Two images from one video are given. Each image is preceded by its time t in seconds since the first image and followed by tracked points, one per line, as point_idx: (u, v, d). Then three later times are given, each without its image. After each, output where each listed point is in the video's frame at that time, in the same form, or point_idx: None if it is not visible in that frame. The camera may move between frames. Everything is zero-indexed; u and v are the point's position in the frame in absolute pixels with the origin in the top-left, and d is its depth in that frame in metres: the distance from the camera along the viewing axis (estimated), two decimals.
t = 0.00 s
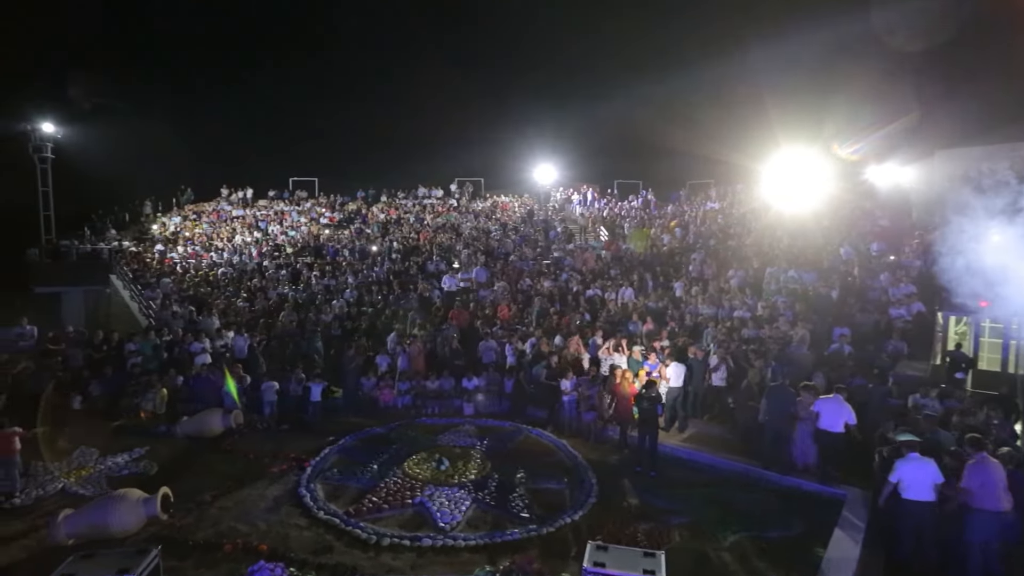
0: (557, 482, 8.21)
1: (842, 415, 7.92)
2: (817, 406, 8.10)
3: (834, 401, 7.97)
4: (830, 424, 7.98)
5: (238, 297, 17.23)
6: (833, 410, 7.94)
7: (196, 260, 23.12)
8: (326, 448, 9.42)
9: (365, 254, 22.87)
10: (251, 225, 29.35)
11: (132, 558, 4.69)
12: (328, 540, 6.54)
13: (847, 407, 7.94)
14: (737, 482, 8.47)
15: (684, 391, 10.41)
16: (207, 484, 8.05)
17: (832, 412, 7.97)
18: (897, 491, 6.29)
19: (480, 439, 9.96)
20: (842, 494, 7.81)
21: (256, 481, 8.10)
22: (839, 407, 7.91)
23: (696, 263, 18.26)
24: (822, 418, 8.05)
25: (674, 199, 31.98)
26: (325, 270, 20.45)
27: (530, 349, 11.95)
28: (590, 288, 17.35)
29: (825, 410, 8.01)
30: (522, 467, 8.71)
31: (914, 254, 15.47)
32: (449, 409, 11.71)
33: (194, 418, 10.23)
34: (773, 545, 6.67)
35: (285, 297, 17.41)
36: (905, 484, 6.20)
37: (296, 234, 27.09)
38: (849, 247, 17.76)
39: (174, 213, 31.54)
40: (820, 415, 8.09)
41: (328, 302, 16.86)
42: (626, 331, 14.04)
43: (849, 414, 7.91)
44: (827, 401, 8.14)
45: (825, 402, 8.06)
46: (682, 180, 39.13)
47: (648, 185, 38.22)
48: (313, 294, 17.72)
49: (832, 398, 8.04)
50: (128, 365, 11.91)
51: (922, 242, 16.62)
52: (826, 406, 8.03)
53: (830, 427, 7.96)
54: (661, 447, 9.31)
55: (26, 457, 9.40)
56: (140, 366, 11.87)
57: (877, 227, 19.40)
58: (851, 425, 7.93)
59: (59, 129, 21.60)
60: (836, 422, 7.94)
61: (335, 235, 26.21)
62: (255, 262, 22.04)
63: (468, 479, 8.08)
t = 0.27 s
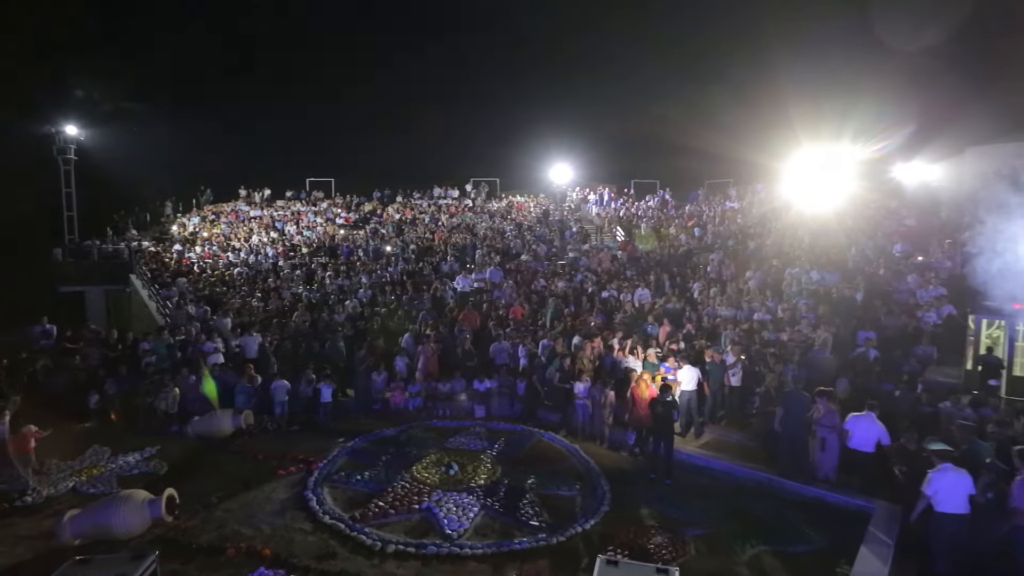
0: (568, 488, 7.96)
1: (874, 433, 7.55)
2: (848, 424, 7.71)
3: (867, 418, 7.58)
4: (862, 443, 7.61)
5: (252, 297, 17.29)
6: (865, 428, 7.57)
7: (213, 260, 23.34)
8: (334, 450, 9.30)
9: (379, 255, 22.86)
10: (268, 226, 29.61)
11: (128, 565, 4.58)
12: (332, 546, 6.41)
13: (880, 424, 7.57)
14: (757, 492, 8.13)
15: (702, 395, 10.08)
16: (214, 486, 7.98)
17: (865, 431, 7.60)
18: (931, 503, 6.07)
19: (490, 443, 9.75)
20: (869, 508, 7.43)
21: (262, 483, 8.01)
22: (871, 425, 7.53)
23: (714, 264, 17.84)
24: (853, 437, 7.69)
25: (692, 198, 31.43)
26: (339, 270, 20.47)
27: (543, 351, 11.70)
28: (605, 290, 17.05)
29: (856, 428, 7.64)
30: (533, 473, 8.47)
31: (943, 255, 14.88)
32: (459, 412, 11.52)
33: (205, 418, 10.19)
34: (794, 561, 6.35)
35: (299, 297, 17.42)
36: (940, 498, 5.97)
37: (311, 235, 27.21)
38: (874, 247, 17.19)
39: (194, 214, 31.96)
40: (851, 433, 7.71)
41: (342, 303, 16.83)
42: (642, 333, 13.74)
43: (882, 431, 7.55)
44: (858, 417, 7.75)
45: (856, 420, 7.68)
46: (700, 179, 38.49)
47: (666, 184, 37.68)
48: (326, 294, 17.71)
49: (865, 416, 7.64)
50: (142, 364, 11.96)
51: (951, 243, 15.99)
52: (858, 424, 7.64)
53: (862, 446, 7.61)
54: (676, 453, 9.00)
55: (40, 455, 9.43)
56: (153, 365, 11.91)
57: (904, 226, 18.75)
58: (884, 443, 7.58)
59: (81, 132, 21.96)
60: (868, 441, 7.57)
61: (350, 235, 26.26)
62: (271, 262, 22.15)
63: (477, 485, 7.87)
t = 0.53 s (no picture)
0: (574, 494, 7.76)
1: (892, 440, 7.32)
2: (866, 426, 7.49)
3: (887, 425, 7.34)
4: (877, 447, 7.40)
5: (258, 297, 17.26)
6: (883, 433, 7.34)
7: (221, 260, 23.39)
8: (337, 452, 9.18)
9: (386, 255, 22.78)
10: (277, 226, 29.69)
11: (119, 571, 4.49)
12: (330, 552, 6.30)
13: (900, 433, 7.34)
14: (768, 499, 7.89)
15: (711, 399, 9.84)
16: (215, 488, 7.90)
17: (883, 436, 7.37)
18: (956, 511, 6.01)
19: (494, 446, 9.57)
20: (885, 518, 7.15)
21: (263, 485, 7.91)
22: (890, 431, 7.30)
23: (725, 264, 17.54)
24: (868, 439, 7.48)
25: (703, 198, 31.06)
26: (346, 270, 20.41)
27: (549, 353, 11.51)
28: (613, 290, 16.82)
29: (873, 432, 7.42)
30: (538, 478, 8.28)
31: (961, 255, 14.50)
32: (464, 414, 11.37)
33: (207, 419, 10.12)
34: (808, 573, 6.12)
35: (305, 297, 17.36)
36: (967, 506, 5.92)
37: (319, 235, 27.22)
38: (889, 247, 16.82)
39: (204, 214, 32.13)
40: (868, 436, 7.49)
41: (347, 303, 16.74)
42: (650, 335, 13.50)
43: (900, 441, 7.32)
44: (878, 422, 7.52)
45: (876, 423, 7.45)
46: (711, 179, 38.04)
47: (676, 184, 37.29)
48: (332, 295, 17.63)
49: (887, 422, 7.41)
50: (146, 364, 11.94)
51: (969, 242, 15.60)
52: (877, 428, 7.42)
53: (876, 451, 7.39)
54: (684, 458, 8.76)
55: (42, 455, 9.39)
56: (158, 365, 11.87)
57: (920, 226, 18.34)
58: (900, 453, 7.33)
59: (92, 132, 22.10)
60: (884, 446, 7.36)
61: (358, 235, 26.22)
62: (278, 262, 22.15)
63: (480, 489, 7.70)
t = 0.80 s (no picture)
0: (568, 501, 7.53)
1: (890, 443, 7.16)
2: (863, 428, 7.36)
3: (885, 427, 7.20)
4: (874, 449, 7.23)
5: (251, 297, 17.02)
6: (880, 434, 7.20)
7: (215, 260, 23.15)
8: (326, 456, 8.95)
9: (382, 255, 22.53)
10: (273, 225, 29.44)
11: None
12: (314, 562, 6.09)
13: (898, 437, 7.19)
14: (768, 506, 7.68)
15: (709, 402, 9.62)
16: (198, 494, 7.67)
17: (880, 437, 7.23)
18: (961, 515, 5.81)
19: (487, 450, 9.34)
20: (888, 526, 6.94)
21: (248, 491, 7.68)
22: (888, 432, 7.17)
23: (724, 264, 17.34)
24: (865, 442, 7.32)
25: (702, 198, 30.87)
26: (341, 270, 20.16)
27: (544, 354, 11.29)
28: (611, 291, 16.60)
29: (870, 434, 7.28)
30: (532, 483, 8.05)
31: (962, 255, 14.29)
32: (458, 417, 11.14)
33: (194, 423, 9.88)
34: None
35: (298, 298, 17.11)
36: (971, 510, 5.72)
37: (315, 234, 26.98)
38: (889, 248, 16.64)
39: (199, 213, 31.86)
40: (865, 439, 7.34)
41: (341, 304, 16.49)
42: (648, 336, 13.26)
43: (898, 444, 7.15)
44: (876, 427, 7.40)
45: (873, 426, 7.32)
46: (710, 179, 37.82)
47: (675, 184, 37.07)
48: (326, 295, 17.38)
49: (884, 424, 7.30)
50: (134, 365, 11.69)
51: (970, 243, 15.40)
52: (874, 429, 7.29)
53: (873, 453, 7.21)
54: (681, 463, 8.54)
55: (23, 459, 9.14)
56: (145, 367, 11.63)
57: (921, 226, 18.17)
58: (896, 457, 7.17)
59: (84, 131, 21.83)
60: (881, 448, 7.19)
61: (354, 235, 25.97)
62: (272, 262, 21.90)
63: (472, 495, 7.47)
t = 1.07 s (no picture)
0: (551, 502, 7.34)
1: (868, 437, 7.01)
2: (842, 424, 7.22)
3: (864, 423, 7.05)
4: (853, 444, 7.09)
5: (228, 294, 16.57)
6: (858, 429, 7.07)
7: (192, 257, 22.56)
8: (302, 459, 8.65)
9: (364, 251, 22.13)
10: (252, 222, 28.86)
11: None
12: (285, 570, 5.83)
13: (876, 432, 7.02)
14: (753, 505, 7.57)
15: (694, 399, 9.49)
16: (165, 500, 7.34)
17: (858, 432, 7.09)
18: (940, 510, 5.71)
19: (469, 450, 9.11)
20: (873, 523, 6.85)
21: (218, 496, 7.37)
22: (866, 427, 7.03)
23: (708, 261, 17.30)
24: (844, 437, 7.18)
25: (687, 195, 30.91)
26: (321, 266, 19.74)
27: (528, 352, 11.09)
28: (596, 287, 16.45)
29: (849, 429, 7.14)
30: (515, 484, 7.84)
31: (942, 250, 14.38)
32: (439, 416, 10.90)
33: (164, 425, 9.52)
34: None
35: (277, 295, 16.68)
36: (951, 505, 5.61)
37: (296, 231, 26.47)
38: (871, 244, 16.75)
39: (176, 209, 31.09)
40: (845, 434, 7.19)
41: (321, 301, 16.11)
42: (633, 333, 13.12)
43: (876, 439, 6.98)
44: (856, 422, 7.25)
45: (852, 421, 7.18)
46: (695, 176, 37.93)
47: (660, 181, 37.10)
48: (306, 293, 16.98)
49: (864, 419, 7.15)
50: (102, 365, 11.26)
51: (950, 239, 15.54)
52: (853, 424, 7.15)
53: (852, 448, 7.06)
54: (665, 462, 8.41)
55: None
56: (114, 367, 11.20)
57: (902, 222, 18.32)
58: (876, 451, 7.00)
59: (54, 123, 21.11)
60: (860, 443, 7.04)
61: (336, 232, 25.54)
62: (251, 258, 21.40)
63: (452, 498, 7.23)
